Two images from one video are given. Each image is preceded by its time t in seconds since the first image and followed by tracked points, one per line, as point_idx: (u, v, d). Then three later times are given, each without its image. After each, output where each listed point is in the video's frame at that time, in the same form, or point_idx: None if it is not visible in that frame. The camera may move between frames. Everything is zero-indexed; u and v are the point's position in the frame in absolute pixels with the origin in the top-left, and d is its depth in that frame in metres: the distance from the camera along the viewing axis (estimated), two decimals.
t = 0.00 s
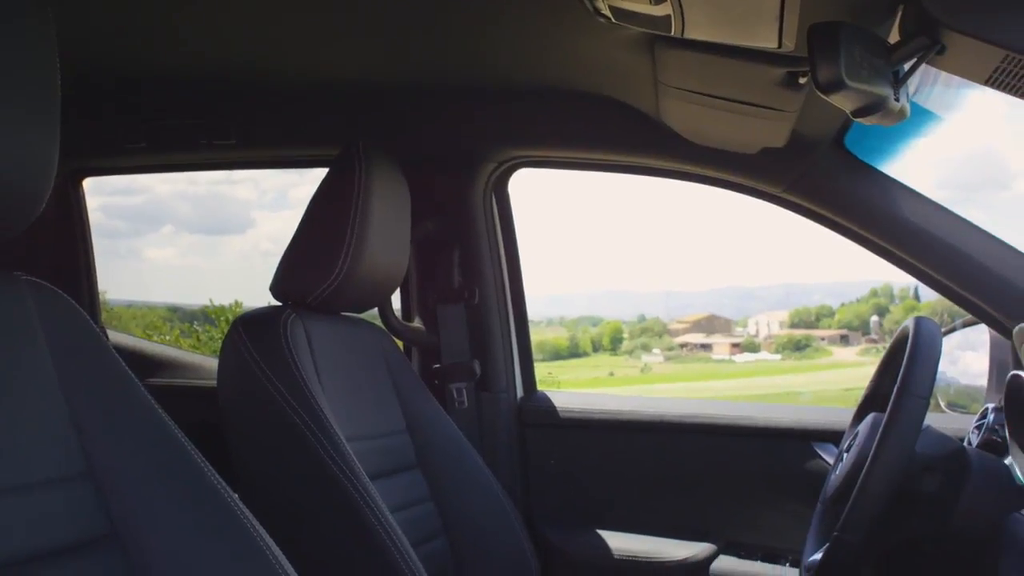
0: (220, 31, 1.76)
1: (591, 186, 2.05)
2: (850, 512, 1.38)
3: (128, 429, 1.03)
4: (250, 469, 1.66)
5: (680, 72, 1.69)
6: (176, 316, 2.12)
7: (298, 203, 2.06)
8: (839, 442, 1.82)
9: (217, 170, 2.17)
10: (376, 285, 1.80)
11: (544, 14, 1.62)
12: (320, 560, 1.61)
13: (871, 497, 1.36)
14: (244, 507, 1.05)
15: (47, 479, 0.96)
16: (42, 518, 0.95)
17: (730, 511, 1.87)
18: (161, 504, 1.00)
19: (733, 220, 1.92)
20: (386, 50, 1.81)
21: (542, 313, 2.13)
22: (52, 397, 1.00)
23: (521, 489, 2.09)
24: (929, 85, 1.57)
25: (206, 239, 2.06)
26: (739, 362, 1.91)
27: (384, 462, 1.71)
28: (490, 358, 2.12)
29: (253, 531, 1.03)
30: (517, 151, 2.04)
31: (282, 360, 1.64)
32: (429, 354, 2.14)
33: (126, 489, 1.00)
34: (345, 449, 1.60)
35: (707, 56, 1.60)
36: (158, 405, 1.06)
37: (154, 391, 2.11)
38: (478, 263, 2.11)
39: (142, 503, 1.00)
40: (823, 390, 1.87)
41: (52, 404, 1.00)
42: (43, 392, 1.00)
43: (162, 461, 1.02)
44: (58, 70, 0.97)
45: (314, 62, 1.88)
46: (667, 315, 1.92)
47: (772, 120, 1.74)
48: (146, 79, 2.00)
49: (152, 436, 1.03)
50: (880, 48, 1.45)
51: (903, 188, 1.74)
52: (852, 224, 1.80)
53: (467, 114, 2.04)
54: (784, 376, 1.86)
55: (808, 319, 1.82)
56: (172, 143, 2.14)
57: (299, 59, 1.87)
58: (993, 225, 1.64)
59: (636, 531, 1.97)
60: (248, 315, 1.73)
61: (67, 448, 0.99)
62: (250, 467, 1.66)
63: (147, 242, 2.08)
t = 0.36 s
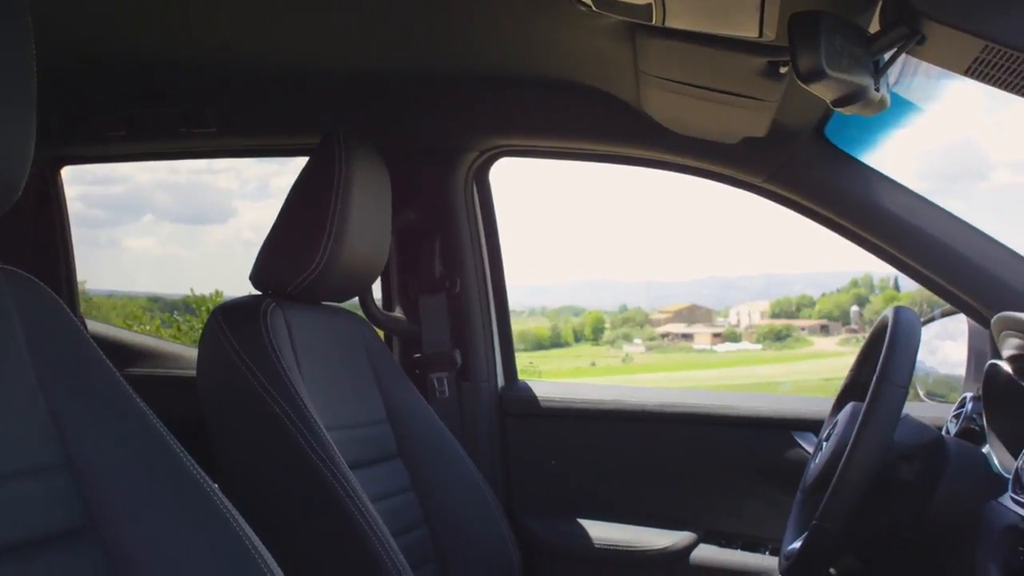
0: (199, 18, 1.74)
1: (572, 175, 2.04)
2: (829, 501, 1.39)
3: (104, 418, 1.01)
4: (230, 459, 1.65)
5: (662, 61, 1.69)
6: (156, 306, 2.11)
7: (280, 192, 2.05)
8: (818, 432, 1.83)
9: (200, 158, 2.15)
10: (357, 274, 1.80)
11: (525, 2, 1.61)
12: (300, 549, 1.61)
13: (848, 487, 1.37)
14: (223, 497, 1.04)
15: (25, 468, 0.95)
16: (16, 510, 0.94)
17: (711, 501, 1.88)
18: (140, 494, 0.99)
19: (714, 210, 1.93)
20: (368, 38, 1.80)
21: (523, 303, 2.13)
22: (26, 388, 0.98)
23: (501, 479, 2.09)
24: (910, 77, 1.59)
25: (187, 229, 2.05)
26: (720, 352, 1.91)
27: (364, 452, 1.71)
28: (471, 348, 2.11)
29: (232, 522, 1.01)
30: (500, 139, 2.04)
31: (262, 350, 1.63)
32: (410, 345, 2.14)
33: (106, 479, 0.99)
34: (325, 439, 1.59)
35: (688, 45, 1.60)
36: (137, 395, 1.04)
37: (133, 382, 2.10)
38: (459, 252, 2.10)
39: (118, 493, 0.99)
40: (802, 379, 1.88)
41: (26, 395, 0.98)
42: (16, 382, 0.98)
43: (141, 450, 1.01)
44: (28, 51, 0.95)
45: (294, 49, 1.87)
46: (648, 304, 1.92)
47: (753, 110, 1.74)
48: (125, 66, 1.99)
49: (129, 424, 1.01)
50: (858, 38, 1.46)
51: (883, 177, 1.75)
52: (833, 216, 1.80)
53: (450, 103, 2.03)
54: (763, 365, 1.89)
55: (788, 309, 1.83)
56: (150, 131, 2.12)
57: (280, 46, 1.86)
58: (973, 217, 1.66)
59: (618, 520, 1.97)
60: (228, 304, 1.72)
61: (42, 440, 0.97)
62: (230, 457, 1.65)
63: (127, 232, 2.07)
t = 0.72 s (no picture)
0: (174, 6, 1.73)
1: (553, 166, 2.04)
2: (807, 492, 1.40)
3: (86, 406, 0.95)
4: (208, 449, 1.64)
5: (641, 51, 1.68)
6: (135, 297, 2.10)
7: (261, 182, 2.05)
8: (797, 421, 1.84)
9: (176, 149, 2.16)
10: (336, 264, 1.79)
11: None
12: (279, 540, 1.61)
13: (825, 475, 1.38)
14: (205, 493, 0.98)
15: None
16: None
17: (690, 491, 1.88)
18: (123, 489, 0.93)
19: (693, 201, 1.94)
20: (345, 26, 1.79)
21: (503, 293, 2.13)
22: None
23: (481, 469, 2.09)
24: (889, 69, 1.59)
25: (166, 219, 2.04)
26: (700, 343, 1.91)
27: (343, 443, 1.70)
28: (452, 338, 2.11)
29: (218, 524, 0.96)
30: (480, 129, 2.03)
31: (240, 340, 1.62)
32: (390, 335, 2.14)
33: (89, 471, 0.93)
34: (304, 430, 1.59)
35: (668, 35, 1.59)
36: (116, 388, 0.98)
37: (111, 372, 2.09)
38: (439, 242, 2.10)
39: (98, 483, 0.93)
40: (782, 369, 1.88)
41: None
42: None
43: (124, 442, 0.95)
44: None
45: (271, 38, 1.86)
46: (629, 295, 1.92)
47: (732, 100, 1.74)
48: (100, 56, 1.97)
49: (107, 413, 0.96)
50: (837, 28, 1.47)
51: (862, 168, 1.76)
52: (813, 207, 1.81)
53: (430, 93, 2.02)
54: (743, 355, 1.89)
55: (768, 300, 1.85)
56: (128, 120, 2.11)
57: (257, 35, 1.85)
58: (951, 208, 1.68)
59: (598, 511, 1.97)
60: (206, 294, 1.71)
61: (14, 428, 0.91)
62: (208, 448, 1.64)
63: (106, 222, 2.06)
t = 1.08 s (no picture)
0: None
1: (533, 156, 2.03)
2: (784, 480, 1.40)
3: (58, 396, 0.93)
4: (185, 440, 1.64)
5: (620, 40, 1.68)
6: (114, 286, 2.09)
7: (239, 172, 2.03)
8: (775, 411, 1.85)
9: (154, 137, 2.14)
10: (315, 253, 1.78)
11: None
12: (257, 530, 1.61)
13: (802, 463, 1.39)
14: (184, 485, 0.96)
15: None
16: None
17: (668, 480, 1.89)
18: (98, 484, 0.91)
19: (673, 191, 1.94)
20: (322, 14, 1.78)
21: (484, 283, 2.12)
22: None
23: (461, 459, 2.09)
24: (868, 60, 1.60)
25: (144, 209, 2.03)
26: (679, 333, 1.93)
27: (322, 433, 1.69)
28: (432, 328, 2.11)
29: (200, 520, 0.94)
30: (458, 119, 2.03)
31: (217, 330, 1.61)
32: (369, 324, 2.14)
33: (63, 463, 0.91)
34: (282, 420, 1.58)
35: (648, 25, 1.58)
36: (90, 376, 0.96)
37: (88, 363, 2.08)
38: (418, 232, 2.09)
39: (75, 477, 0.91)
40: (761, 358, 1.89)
41: None
42: None
43: (101, 437, 0.93)
44: None
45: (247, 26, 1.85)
46: (609, 285, 1.93)
47: (712, 90, 1.74)
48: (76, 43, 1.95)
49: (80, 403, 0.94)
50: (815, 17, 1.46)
51: (842, 159, 1.77)
52: (793, 198, 1.81)
53: (410, 83, 2.02)
54: (723, 345, 1.90)
55: (748, 290, 1.86)
56: (104, 109, 2.09)
57: (233, 23, 1.84)
58: (929, 199, 1.70)
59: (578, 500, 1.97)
60: (184, 283, 1.69)
61: None
62: (185, 438, 1.63)
63: (84, 212, 2.04)
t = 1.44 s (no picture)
0: None
1: (513, 145, 2.03)
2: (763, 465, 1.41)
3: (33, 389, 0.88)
4: (162, 430, 1.63)
5: (599, 30, 1.67)
6: (92, 277, 2.08)
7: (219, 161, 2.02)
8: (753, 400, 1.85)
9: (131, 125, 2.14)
10: (293, 242, 1.77)
11: None
12: (235, 520, 1.60)
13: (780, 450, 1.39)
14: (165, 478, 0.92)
15: None
16: None
17: (648, 469, 1.89)
18: (79, 480, 0.86)
19: (653, 180, 1.94)
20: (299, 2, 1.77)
21: (464, 273, 2.12)
22: None
23: (441, 449, 2.09)
24: (845, 54, 1.61)
25: (122, 198, 2.01)
26: (660, 323, 1.93)
27: (301, 422, 1.69)
28: (412, 318, 2.10)
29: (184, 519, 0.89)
30: (437, 108, 2.03)
31: (196, 319, 1.60)
32: (349, 314, 2.13)
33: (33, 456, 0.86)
34: (261, 410, 1.57)
35: (627, 15, 1.57)
36: (69, 368, 0.91)
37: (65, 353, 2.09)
38: (397, 221, 2.09)
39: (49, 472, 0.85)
40: (740, 348, 1.90)
41: None
42: None
43: (77, 428, 0.89)
44: None
45: (224, 14, 1.83)
46: (589, 276, 1.93)
47: (691, 80, 1.73)
48: (51, 31, 1.94)
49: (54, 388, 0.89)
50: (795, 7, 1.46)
51: (821, 149, 1.79)
52: (774, 188, 1.82)
53: (390, 71, 2.01)
54: (703, 335, 1.90)
55: (728, 280, 1.86)
56: (80, 96, 2.09)
57: (209, 12, 1.83)
58: (907, 187, 1.72)
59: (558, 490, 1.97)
60: (163, 271, 1.68)
61: None
62: (161, 428, 1.62)
63: (61, 201, 2.01)
